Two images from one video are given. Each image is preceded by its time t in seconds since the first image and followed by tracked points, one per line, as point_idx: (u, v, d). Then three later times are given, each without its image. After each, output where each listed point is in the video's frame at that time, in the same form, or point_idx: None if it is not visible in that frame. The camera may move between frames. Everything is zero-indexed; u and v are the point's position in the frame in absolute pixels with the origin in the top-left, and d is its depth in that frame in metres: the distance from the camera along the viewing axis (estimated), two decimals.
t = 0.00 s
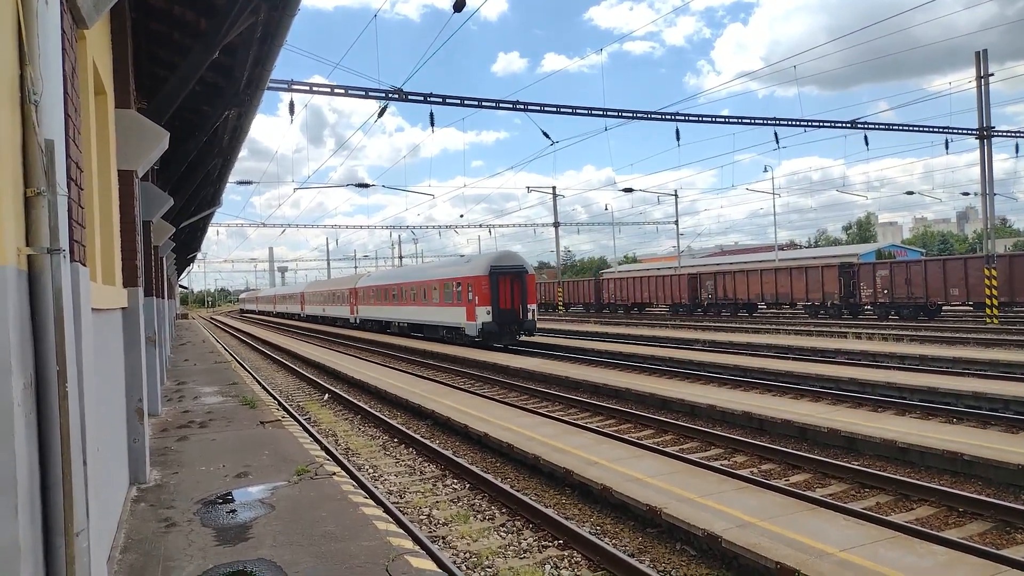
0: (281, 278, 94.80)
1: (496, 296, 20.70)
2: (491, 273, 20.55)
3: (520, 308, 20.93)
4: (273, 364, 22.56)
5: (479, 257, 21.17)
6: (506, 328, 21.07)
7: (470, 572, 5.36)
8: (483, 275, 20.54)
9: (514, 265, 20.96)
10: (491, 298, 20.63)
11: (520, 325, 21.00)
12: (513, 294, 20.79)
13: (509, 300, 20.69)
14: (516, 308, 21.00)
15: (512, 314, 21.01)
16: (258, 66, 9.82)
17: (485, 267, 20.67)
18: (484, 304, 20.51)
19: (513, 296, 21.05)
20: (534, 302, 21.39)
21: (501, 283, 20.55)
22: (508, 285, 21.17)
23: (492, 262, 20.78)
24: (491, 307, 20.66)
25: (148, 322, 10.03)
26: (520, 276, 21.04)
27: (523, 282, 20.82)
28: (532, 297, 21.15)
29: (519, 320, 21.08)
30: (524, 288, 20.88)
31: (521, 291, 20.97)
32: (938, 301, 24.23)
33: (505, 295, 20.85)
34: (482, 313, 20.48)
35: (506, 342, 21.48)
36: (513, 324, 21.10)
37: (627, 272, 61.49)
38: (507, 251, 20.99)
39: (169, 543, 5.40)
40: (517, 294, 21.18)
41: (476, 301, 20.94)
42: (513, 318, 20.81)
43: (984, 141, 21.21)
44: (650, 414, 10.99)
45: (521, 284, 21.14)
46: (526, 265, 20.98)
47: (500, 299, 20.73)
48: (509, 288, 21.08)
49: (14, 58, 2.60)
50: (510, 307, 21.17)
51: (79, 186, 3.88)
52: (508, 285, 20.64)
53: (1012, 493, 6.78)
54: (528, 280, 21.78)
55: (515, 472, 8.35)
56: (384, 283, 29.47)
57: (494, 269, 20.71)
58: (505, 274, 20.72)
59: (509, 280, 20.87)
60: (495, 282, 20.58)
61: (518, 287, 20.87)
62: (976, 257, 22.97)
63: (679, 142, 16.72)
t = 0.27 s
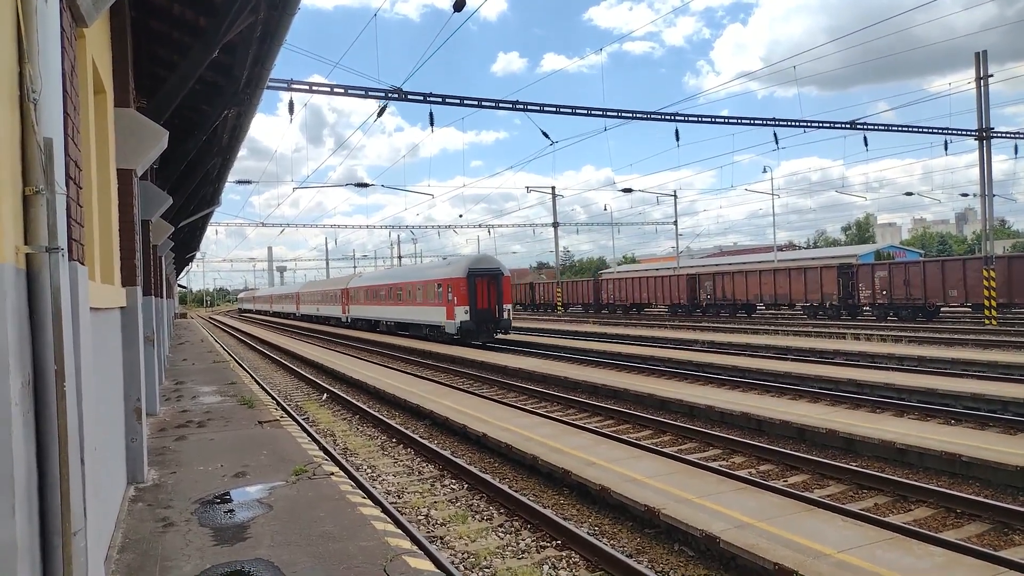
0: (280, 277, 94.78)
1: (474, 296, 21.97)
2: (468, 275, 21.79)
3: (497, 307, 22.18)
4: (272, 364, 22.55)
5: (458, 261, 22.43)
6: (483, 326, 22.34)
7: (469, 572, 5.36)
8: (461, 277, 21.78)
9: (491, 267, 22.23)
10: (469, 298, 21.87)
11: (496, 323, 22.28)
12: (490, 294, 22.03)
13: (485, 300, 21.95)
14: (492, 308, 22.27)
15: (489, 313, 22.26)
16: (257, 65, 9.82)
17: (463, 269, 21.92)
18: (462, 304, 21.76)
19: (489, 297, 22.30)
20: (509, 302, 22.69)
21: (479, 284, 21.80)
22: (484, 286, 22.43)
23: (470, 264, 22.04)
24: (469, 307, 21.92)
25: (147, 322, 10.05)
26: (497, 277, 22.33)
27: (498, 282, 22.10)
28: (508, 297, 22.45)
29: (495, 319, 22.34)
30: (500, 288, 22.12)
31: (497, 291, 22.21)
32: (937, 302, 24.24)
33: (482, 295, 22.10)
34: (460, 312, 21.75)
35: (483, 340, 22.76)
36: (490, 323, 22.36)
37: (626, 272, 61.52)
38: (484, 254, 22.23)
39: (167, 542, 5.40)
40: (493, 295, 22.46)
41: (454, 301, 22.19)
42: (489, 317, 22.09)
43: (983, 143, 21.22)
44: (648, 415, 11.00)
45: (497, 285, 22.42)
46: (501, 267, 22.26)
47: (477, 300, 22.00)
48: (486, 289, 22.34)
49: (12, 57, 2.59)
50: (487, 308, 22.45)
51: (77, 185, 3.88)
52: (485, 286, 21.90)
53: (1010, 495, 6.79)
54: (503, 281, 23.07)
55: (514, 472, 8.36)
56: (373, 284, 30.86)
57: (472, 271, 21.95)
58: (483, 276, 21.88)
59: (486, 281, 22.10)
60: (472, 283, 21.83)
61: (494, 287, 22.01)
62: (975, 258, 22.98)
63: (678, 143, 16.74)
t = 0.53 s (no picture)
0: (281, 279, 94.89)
1: (455, 299, 23.37)
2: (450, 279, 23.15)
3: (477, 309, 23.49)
4: (272, 366, 22.55)
5: (440, 265, 23.81)
6: (466, 327, 23.72)
7: (470, 575, 5.34)
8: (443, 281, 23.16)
9: (471, 272, 23.59)
10: (451, 300, 23.19)
11: (477, 324, 23.66)
12: (471, 297, 23.39)
13: (467, 302, 23.28)
14: (474, 310, 23.66)
15: (471, 315, 23.62)
16: (259, 67, 9.82)
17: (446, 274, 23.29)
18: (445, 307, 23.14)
19: (471, 299, 23.63)
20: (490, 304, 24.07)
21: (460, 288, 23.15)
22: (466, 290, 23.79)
23: (453, 268, 23.35)
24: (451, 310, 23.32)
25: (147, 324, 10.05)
26: (478, 281, 23.60)
27: (478, 286, 23.46)
28: (488, 300, 23.83)
29: (477, 320, 23.68)
30: (480, 292, 23.50)
31: (478, 294, 23.54)
32: (938, 305, 24.20)
33: (463, 297, 23.44)
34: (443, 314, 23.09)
35: (466, 340, 24.13)
36: (472, 324, 23.73)
37: (626, 275, 61.52)
38: (466, 259, 23.56)
39: (167, 545, 5.38)
40: (474, 297, 23.84)
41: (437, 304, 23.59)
42: (470, 318, 23.45)
43: (984, 146, 21.22)
44: (649, 417, 10.99)
45: (477, 289, 23.80)
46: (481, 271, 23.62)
47: (459, 302, 23.40)
48: (467, 293, 23.70)
49: (14, 59, 2.59)
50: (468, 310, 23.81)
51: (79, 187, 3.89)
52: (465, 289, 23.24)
53: (1012, 498, 6.76)
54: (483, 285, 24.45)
55: (514, 475, 8.34)
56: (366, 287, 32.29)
57: (453, 276, 23.30)
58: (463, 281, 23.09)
59: (467, 284, 23.46)
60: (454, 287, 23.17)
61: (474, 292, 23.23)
62: (976, 261, 22.96)
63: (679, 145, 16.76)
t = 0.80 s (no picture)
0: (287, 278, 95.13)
1: (444, 298, 24.65)
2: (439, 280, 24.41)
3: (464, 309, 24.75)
4: (277, 365, 22.60)
5: (429, 266, 25.15)
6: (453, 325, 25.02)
7: (475, 573, 5.34)
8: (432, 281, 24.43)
9: (459, 272, 24.82)
10: (440, 299, 24.50)
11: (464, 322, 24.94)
12: (459, 297, 24.66)
13: (454, 301, 24.60)
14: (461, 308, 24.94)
15: (458, 313, 24.93)
16: (263, 66, 9.85)
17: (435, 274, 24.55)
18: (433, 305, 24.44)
19: (458, 298, 24.95)
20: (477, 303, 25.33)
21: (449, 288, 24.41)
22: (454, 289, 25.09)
23: (441, 269, 24.64)
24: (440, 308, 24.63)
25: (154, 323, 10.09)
26: (465, 281, 24.92)
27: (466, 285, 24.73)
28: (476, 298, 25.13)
29: (463, 318, 25.02)
30: (467, 291, 24.80)
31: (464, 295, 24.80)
32: (945, 303, 24.06)
33: (451, 297, 24.76)
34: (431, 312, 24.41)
35: (454, 337, 25.46)
36: (459, 322, 25.04)
37: (631, 273, 61.42)
38: (454, 261, 24.86)
39: (173, 543, 5.40)
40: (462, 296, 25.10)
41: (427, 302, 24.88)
42: (457, 316, 24.77)
43: (991, 143, 21.10)
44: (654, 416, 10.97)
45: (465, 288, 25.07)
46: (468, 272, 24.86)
47: (447, 301, 24.70)
48: (455, 292, 25.00)
49: (20, 59, 2.60)
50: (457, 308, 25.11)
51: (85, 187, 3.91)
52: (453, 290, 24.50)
53: (1019, 497, 6.72)
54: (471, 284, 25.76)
55: (519, 473, 8.34)
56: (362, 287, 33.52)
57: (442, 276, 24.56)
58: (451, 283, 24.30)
59: (455, 285, 24.78)
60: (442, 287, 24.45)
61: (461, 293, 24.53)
62: (982, 258, 22.82)
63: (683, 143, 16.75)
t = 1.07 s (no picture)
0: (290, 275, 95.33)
1: (432, 295, 26.31)
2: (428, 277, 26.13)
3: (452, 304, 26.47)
4: (280, 362, 22.63)
5: (418, 265, 26.75)
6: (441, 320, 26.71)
7: (478, 569, 5.35)
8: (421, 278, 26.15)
9: (447, 271, 26.46)
10: (428, 296, 26.13)
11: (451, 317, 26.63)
12: (446, 293, 26.33)
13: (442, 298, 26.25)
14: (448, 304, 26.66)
15: (446, 309, 26.59)
16: (265, 64, 9.85)
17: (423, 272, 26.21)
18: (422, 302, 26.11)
19: (445, 295, 26.59)
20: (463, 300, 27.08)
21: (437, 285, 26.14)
22: (441, 287, 26.80)
23: (430, 268, 26.29)
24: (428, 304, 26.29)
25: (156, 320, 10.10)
26: (452, 279, 26.58)
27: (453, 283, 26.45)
28: (462, 296, 26.78)
29: (451, 314, 26.66)
30: (454, 289, 26.45)
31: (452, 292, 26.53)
32: (948, 299, 23.98)
33: (439, 294, 26.43)
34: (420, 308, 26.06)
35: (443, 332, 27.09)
36: (447, 318, 26.69)
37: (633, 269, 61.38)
38: (442, 260, 26.45)
39: (177, 540, 5.42)
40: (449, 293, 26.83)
41: (416, 299, 26.51)
42: (445, 312, 26.44)
43: (994, 138, 21.00)
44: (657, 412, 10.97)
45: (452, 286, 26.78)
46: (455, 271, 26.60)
47: (435, 298, 26.35)
48: (443, 290, 26.66)
49: (22, 58, 2.60)
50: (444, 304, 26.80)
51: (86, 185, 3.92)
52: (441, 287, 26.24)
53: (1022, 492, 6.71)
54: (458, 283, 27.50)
55: (522, 469, 8.35)
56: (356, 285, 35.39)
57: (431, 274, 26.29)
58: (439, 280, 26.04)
59: (442, 283, 26.45)
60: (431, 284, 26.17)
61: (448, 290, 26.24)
62: (986, 253, 22.73)
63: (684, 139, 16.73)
